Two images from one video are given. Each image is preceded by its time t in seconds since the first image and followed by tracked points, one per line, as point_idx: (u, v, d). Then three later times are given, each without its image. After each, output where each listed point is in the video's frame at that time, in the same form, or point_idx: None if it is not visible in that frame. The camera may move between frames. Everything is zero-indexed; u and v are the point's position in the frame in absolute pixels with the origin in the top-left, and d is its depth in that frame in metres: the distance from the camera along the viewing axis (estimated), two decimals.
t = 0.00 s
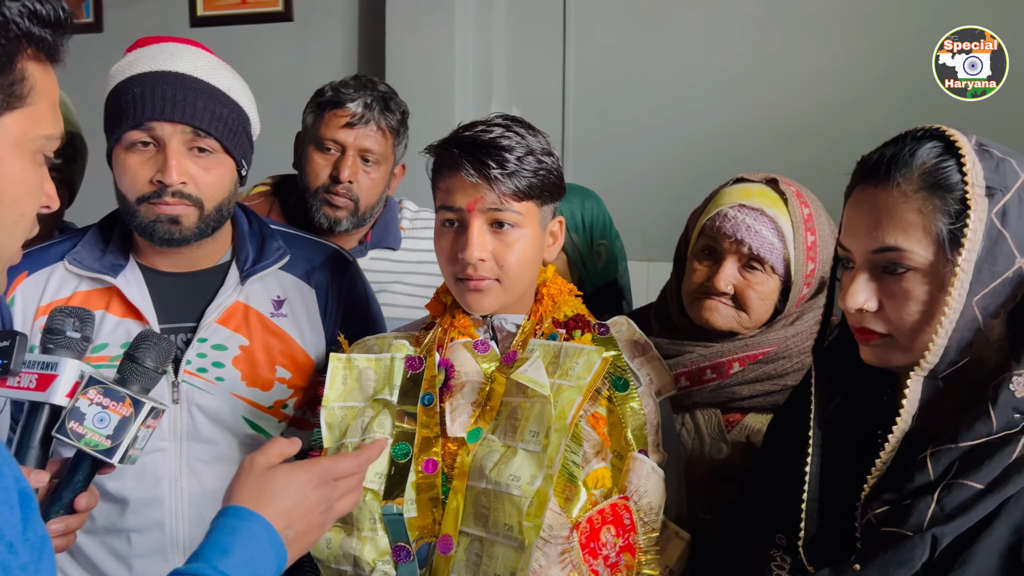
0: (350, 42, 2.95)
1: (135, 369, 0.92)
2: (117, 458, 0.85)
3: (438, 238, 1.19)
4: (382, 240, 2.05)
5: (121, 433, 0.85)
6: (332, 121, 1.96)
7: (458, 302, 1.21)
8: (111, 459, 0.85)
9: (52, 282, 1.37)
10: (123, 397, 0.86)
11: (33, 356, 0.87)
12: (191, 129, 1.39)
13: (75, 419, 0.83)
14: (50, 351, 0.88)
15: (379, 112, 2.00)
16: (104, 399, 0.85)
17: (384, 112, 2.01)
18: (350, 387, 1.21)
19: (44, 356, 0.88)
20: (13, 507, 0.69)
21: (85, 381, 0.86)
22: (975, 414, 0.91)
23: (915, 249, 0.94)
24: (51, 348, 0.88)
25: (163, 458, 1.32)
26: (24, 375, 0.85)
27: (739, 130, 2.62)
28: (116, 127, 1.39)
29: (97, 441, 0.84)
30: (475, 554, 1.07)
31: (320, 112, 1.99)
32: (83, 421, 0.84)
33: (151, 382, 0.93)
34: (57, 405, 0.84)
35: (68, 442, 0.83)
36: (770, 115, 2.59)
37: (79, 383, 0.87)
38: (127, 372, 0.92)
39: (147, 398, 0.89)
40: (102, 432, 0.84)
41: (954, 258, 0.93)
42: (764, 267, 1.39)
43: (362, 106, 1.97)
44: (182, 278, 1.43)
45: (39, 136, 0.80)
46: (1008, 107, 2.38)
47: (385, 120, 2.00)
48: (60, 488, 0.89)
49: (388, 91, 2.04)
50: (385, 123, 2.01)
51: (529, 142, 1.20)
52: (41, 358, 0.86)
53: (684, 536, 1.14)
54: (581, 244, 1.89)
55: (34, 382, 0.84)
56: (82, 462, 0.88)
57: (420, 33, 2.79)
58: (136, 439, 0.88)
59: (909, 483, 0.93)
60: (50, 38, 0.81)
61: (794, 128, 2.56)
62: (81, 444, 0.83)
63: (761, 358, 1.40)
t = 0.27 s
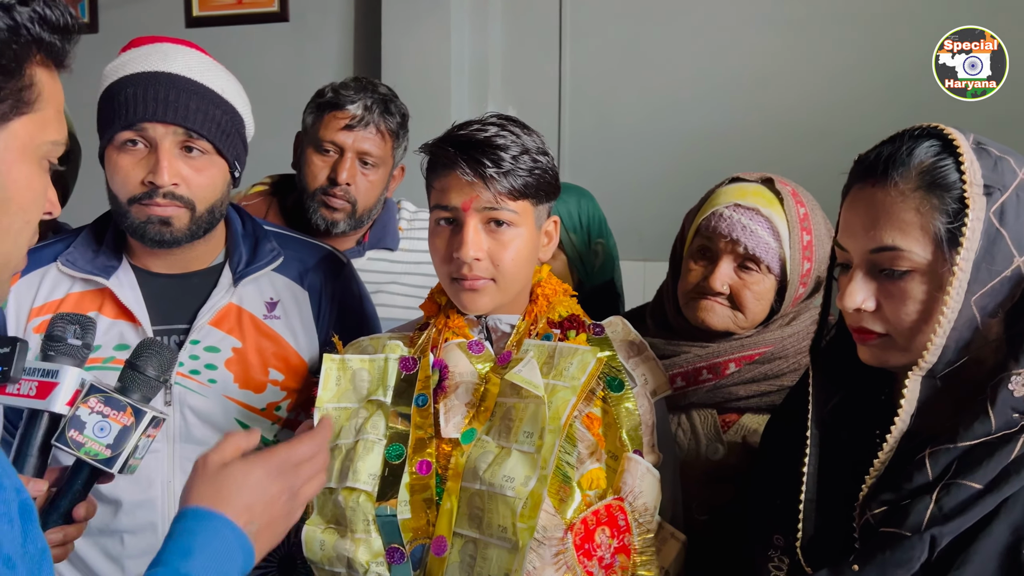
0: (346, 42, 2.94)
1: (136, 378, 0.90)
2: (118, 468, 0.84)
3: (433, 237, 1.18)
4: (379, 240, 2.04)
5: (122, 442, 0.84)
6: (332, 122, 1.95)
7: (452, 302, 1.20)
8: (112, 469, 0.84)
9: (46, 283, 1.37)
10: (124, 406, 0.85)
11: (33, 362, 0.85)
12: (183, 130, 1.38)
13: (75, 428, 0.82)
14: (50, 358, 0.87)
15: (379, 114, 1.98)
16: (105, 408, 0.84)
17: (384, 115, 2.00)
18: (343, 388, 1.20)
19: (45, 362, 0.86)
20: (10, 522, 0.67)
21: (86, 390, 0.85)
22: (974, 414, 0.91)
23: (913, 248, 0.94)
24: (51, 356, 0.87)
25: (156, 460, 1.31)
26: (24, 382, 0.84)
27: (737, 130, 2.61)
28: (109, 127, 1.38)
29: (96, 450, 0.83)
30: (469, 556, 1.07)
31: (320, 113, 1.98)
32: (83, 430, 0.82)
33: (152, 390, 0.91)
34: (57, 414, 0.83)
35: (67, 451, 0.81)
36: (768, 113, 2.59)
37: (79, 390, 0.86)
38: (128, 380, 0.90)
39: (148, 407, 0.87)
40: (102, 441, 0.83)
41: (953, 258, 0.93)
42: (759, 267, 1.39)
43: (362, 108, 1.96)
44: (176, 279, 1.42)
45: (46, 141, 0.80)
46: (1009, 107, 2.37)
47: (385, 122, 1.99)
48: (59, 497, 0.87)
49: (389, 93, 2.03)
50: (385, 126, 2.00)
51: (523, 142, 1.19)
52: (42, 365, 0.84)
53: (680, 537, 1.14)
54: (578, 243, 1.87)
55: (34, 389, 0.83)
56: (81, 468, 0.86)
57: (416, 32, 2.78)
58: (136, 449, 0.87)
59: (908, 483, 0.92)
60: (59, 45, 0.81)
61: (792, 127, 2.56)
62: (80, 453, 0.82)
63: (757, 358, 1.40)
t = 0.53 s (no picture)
0: (342, 43, 2.94)
1: (139, 384, 0.88)
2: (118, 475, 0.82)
3: (426, 238, 1.18)
4: (375, 241, 2.04)
5: (123, 450, 0.83)
6: (329, 125, 1.93)
7: (446, 303, 1.20)
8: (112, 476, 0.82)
9: (39, 285, 1.36)
10: (127, 412, 0.84)
11: (31, 367, 0.83)
12: (182, 131, 1.38)
13: (76, 434, 0.81)
14: (48, 363, 0.84)
15: (376, 117, 1.97)
16: (106, 414, 0.83)
17: (382, 118, 1.99)
18: (337, 389, 1.20)
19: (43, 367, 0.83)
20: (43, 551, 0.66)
21: (86, 396, 0.84)
22: (967, 414, 0.91)
23: (905, 248, 0.94)
24: (49, 359, 0.84)
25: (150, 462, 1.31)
26: (24, 387, 0.81)
27: (733, 130, 2.61)
28: (106, 127, 1.37)
29: (97, 457, 0.81)
30: (463, 557, 1.07)
31: (317, 116, 1.96)
32: (85, 436, 0.81)
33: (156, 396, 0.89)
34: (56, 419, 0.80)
35: (68, 458, 0.80)
36: (764, 114, 2.59)
37: (79, 397, 0.84)
38: (130, 387, 0.88)
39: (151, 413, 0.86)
40: (104, 448, 0.82)
41: (945, 257, 0.93)
42: (753, 267, 1.39)
43: (359, 111, 1.95)
44: (170, 281, 1.42)
45: (73, 148, 0.80)
46: (1009, 107, 2.36)
47: (382, 126, 1.98)
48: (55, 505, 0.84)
49: (387, 96, 2.02)
50: (382, 129, 1.98)
51: (516, 142, 1.19)
52: (41, 370, 0.82)
53: (674, 537, 1.14)
54: (575, 242, 1.86)
55: (33, 395, 0.80)
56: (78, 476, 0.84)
57: (413, 33, 2.78)
58: (138, 456, 0.85)
59: (902, 483, 0.93)
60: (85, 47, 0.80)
61: (789, 128, 2.56)
62: (81, 460, 0.81)
63: (752, 358, 1.39)
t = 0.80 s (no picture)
0: (338, 42, 2.93)
1: (117, 393, 0.88)
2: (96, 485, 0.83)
3: (422, 236, 1.17)
4: (372, 242, 2.03)
5: (102, 459, 0.82)
6: (329, 126, 1.93)
7: (442, 301, 1.20)
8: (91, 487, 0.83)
9: (36, 285, 1.36)
10: (106, 420, 0.83)
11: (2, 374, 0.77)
12: (179, 128, 1.38)
13: (54, 444, 0.80)
14: (23, 371, 0.83)
15: (378, 122, 1.97)
16: (85, 422, 0.82)
17: (383, 123, 1.98)
18: (333, 389, 1.20)
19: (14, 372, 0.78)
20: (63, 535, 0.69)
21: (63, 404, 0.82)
22: (966, 410, 0.91)
23: (903, 244, 0.93)
24: (25, 366, 0.83)
25: (149, 461, 1.31)
26: None
27: (733, 127, 2.61)
28: (104, 125, 1.37)
29: (76, 466, 0.81)
30: (461, 556, 1.06)
31: (319, 116, 1.96)
32: (62, 445, 0.80)
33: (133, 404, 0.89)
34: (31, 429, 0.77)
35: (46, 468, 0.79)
36: (763, 112, 2.58)
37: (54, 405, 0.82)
38: (108, 396, 0.88)
39: (129, 420, 0.86)
40: (82, 457, 0.81)
41: (942, 252, 0.92)
42: (750, 264, 1.39)
43: (361, 114, 1.94)
44: (168, 280, 1.41)
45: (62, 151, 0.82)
46: (1009, 107, 2.36)
47: (383, 130, 1.97)
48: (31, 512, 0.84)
49: (390, 101, 2.02)
50: (382, 134, 1.98)
51: (513, 139, 1.19)
52: (16, 379, 0.77)
53: (672, 536, 1.14)
54: (573, 241, 1.85)
55: (8, 403, 0.76)
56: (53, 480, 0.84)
57: (410, 33, 2.77)
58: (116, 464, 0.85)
59: (902, 480, 0.92)
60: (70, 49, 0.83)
61: (787, 126, 2.56)
62: (59, 470, 0.80)
63: (750, 356, 1.39)
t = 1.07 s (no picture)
0: (333, 41, 2.92)
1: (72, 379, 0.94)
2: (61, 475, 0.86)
3: (414, 234, 1.17)
4: (366, 242, 2.03)
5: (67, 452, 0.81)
6: (325, 127, 1.93)
7: (435, 299, 1.20)
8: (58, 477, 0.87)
9: (30, 286, 1.35)
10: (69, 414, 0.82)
11: None
12: (172, 131, 1.37)
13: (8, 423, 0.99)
14: None
15: (374, 124, 1.96)
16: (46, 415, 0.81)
17: (380, 124, 1.98)
18: (325, 387, 1.20)
19: None
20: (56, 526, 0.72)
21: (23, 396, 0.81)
22: (958, 405, 0.91)
23: (894, 240, 0.93)
24: None
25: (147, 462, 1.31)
26: None
27: (731, 125, 2.61)
28: (96, 129, 1.37)
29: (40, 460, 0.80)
30: (453, 553, 1.06)
31: (315, 116, 1.95)
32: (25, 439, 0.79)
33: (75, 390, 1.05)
34: None
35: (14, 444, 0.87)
36: (760, 110, 2.58)
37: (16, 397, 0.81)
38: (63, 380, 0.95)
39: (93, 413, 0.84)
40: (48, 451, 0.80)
41: (934, 248, 0.92)
42: (742, 262, 1.38)
43: (357, 116, 1.93)
44: (164, 280, 1.41)
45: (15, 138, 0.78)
46: (1007, 107, 2.37)
47: (379, 133, 1.96)
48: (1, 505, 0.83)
49: (387, 103, 2.01)
50: (378, 135, 1.97)
51: (505, 136, 1.19)
52: None
53: (665, 532, 1.13)
54: (567, 240, 1.85)
55: None
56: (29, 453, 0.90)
57: (405, 32, 2.77)
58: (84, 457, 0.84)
59: (894, 475, 0.92)
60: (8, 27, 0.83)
61: (783, 124, 2.56)
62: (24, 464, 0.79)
63: (743, 353, 1.39)
